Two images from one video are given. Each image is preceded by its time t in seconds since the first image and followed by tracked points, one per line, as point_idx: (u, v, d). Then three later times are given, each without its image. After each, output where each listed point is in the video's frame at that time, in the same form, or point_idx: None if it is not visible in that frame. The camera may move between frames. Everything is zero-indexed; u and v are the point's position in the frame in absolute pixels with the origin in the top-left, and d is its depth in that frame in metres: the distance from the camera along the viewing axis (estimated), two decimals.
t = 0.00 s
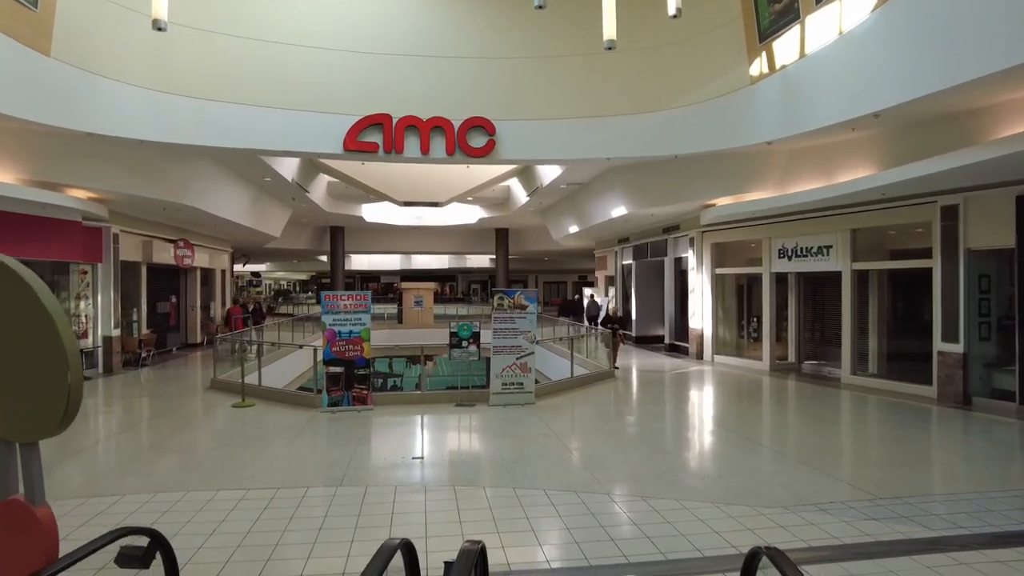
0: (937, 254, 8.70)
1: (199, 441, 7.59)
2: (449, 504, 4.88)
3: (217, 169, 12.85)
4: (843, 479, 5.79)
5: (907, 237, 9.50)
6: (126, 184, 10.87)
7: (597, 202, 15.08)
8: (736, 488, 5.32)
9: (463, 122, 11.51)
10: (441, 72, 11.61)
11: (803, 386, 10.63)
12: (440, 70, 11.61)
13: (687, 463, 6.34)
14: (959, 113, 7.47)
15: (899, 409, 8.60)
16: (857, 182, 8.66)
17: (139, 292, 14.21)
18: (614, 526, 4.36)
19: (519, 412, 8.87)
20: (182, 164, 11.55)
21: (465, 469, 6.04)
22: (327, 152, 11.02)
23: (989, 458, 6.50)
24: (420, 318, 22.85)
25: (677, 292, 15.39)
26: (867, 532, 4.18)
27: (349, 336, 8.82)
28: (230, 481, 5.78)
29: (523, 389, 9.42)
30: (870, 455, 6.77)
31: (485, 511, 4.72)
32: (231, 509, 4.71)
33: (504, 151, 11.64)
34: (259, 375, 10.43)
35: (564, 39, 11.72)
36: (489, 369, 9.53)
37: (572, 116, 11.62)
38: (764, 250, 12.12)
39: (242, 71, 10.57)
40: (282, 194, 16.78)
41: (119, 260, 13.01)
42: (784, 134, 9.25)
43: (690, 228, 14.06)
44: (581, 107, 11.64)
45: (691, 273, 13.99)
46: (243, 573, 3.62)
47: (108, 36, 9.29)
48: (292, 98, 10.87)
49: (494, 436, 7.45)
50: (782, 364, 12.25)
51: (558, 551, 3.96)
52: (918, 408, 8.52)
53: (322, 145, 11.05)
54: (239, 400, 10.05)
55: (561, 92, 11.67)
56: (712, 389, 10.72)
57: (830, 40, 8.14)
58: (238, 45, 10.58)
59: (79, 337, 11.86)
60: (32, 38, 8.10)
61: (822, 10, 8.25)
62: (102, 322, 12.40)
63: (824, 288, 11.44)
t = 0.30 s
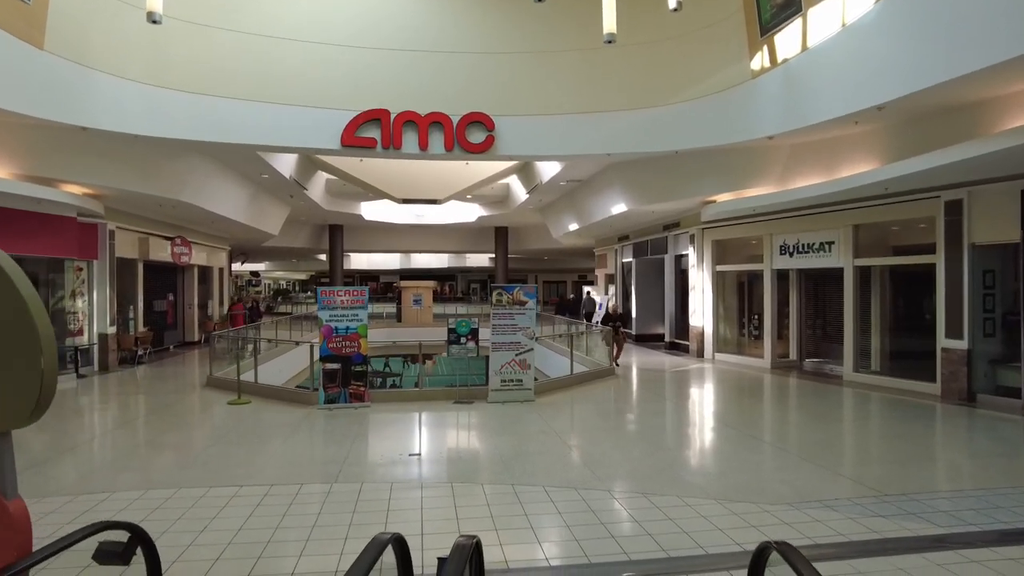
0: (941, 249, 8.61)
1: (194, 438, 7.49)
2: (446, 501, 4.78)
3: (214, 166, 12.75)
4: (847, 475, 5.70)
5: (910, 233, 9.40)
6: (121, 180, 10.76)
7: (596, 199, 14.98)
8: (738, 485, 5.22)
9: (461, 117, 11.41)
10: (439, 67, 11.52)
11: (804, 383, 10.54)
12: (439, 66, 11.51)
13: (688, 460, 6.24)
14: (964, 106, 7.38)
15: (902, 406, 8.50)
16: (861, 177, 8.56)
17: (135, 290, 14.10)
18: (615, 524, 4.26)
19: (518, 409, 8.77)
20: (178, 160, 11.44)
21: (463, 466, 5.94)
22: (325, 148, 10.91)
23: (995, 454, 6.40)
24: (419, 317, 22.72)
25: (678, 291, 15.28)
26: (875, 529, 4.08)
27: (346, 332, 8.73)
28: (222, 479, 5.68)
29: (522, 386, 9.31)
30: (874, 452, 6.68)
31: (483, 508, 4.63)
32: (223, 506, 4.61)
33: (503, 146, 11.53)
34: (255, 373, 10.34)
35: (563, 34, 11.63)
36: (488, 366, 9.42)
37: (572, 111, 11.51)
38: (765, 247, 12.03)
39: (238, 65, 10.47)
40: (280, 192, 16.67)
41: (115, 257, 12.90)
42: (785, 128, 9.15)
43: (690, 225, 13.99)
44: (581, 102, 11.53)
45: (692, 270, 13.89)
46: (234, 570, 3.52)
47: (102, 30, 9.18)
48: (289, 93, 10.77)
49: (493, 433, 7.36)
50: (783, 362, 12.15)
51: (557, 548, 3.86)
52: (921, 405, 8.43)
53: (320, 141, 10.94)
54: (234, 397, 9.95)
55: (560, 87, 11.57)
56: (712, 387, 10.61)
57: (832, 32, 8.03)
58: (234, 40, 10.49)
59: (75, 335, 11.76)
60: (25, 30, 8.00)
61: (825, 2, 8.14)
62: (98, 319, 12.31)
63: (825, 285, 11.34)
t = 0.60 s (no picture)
0: (945, 244, 8.51)
1: (188, 435, 7.40)
2: (443, 498, 4.68)
3: (211, 162, 12.66)
4: (851, 472, 5.61)
5: (914, 229, 9.30)
6: (117, 175, 10.65)
7: (596, 196, 14.87)
8: (741, 482, 5.12)
9: (460, 113, 11.31)
10: (438, 63, 11.41)
11: (806, 380, 10.46)
12: (437, 60, 11.40)
13: (689, 457, 6.15)
14: (971, 97, 7.28)
15: (906, 403, 8.41)
16: (864, 171, 8.45)
17: (131, 287, 13.99)
18: (616, 521, 4.15)
19: (517, 406, 8.68)
20: (173, 155, 11.34)
21: (461, 462, 5.85)
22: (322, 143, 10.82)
23: (1000, 452, 6.32)
24: (418, 315, 22.63)
25: (678, 289, 15.13)
26: (882, 526, 3.98)
27: (343, 328, 8.59)
28: (216, 475, 5.58)
29: (521, 383, 9.22)
30: (877, 449, 6.60)
31: (482, 504, 4.54)
32: (214, 503, 4.51)
33: (502, 142, 11.44)
34: (251, 370, 10.22)
35: (563, 29, 11.53)
36: (487, 362, 9.32)
37: (571, 107, 11.42)
38: (766, 243, 11.94)
39: (234, 60, 10.38)
40: (278, 189, 16.55)
41: (111, 254, 12.80)
42: (787, 123, 9.06)
43: (691, 222, 13.87)
44: (580, 97, 11.43)
45: (692, 267, 13.81)
46: (224, 568, 3.42)
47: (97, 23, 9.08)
48: (285, 88, 10.68)
49: (491, 430, 7.26)
50: (785, 360, 12.07)
51: (556, 545, 3.76)
52: (925, 402, 8.34)
53: (317, 136, 10.83)
54: (230, 394, 9.85)
55: (560, 83, 11.47)
56: (713, 384, 10.53)
57: (835, 24, 7.92)
58: (230, 34, 10.39)
59: (70, 332, 11.66)
60: (17, 22, 7.89)
61: None
62: (93, 316, 12.21)
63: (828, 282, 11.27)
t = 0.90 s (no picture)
0: (949, 239, 8.42)
1: (183, 432, 7.31)
2: (439, 494, 4.58)
3: (208, 158, 12.57)
4: (856, 469, 5.51)
5: (917, 224, 9.21)
6: (112, 171, 10.55)
7: (596, 193, 14.78)
8: (744, 479, 5.03)
9: (458, 108, 11.19)
10: (437, 57, 11.31)
11: (807, 378, 10.37)
12: (435, 55, 11.30)
13: (690, 454, 6.05)
14: (975, 89, 7.18)
15: (910, 399, 8.32)
16: (867, 165, 8.36)
17: (127, 285, 13.89)
18: (617, 517, 4.06)
19: (516, 403, 8.58)
20: (170, 151, 11.24)
21: (459, 459, 5.75)
22: (320, 139, 10.71)
23: (1006, 448, 6.23)
24: (417, 314, 22.54)
25: (678, 287, 15.03)
26: (891, 523, 3.88)
27: (339, 324, 8.54)
28: (209, 471, 5.49)
29: (521, 380, 9.11)
30: (881, 446, 6.51)
31: (479, 501, 4.44)
32: (206, 499, 4.42)
33: (502, 138, 11.33)
34: (248, 368, 10.17)
35: (562, 24, 11.45)
36: (486, 358, 9.22)
37: (571, 102, 11.30)
38: (767, 240, 11.85)
39: (230, 54, 10.28)
40: (276, 186, 16.45)
41: (107, 251, 12.70)
42: (789, 117, 8.96)
43: (692, 218, 13.74)
44: (580, 92, 11.32)
45: (693, 264, 13.72)
46: (214, 565, 3.32)
47: (90, 16, 8.98)
48: (282, 83, 10.58)
49: (491, 427, 7.16)
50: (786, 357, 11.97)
51: (556, 542, 3.65)
52: (929, 399, 8.24)
53: (314, 131, 10.73)
54: (225, 391, 9.77)
55: (559, 78, 11.37)
56: (714, 381, 10.43)
57: (837, 17, 7.81)
58: (226, 28, 10.30)
59: (65, 329, 11.56)
60: (10, 14, 7.78)
61: None
62: (89, 313, 12.12)
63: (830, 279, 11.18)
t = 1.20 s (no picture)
0: (954, 234, 8.34)
1: (178, 429, 7.21)
2: (436, 491, 4.49)
3: (205, 154, 12.47)
4: (862, 466, 5.41)
5: (920, 219, 9.13)
6: (107, 166, 10.44)
7: (596, 190, 14.67)
8: (749, 476, 4.94)
9: (457, 103, 11.09)
10: (435, 52, 11.21)
11: (809, 375, 10.27)
12: (434, 50, 11.21)
13: (692, 451, 5.96)
14: (982, 79, 7.09)
15: (914, 396, 8.22)
16: (870, 159, 8.26)
17: (123, 282, 13.79)
18: (618, 513, 3.96)
19: (516, 400, 8.49)
20: (166, 146, 11.13)
21: (456, 456, 5.66)
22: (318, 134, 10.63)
23: (1013, 444, 6.14)
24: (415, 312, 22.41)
25: (678, 285, 14.93)
26: (901, 519, 3.80)
27: (336, 320, 8.46)
28: (203, 466, 5.41)
29: (520, 376, 9.02)
30: (886, 442, 6.42)
31: (477, 497, 4.35)
32: (197, 494, 4.32)
33: (501, 133, 11.24)
34: (243, 364, 10.20)
35: (561, 18, 11.34)
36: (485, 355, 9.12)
37: (571, 97, 11.20)
38: (769, 236, 11.75)
39: (226, 48, 10.18)
40: (273, 183, 16.34)
41: (102, 247, 12.60)
42: (792, 112, 8.86)
43: (693, 215, 13.62)
44: (579, 88, 11.22)
45: (693, 261, 13.63)
46: (203, 562, 3.22)
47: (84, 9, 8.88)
48: (279, 78, 10.47)
49: (490, 423, 7.07)
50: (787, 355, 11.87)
51: (556, 539, 3.55)
52: (933, 396, 8.16)
53: (312, 126, 10.62)
54: (221, 388, 9.67)
55: (558, 73, 11.27)
56: (715, 379, 10.34)
57: (840, 8, 7.70)
58: (222, 22, 10.19)
59: (60, 326, 11.46)
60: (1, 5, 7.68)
61: None
62: (85, 310, 12.01)
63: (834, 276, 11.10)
